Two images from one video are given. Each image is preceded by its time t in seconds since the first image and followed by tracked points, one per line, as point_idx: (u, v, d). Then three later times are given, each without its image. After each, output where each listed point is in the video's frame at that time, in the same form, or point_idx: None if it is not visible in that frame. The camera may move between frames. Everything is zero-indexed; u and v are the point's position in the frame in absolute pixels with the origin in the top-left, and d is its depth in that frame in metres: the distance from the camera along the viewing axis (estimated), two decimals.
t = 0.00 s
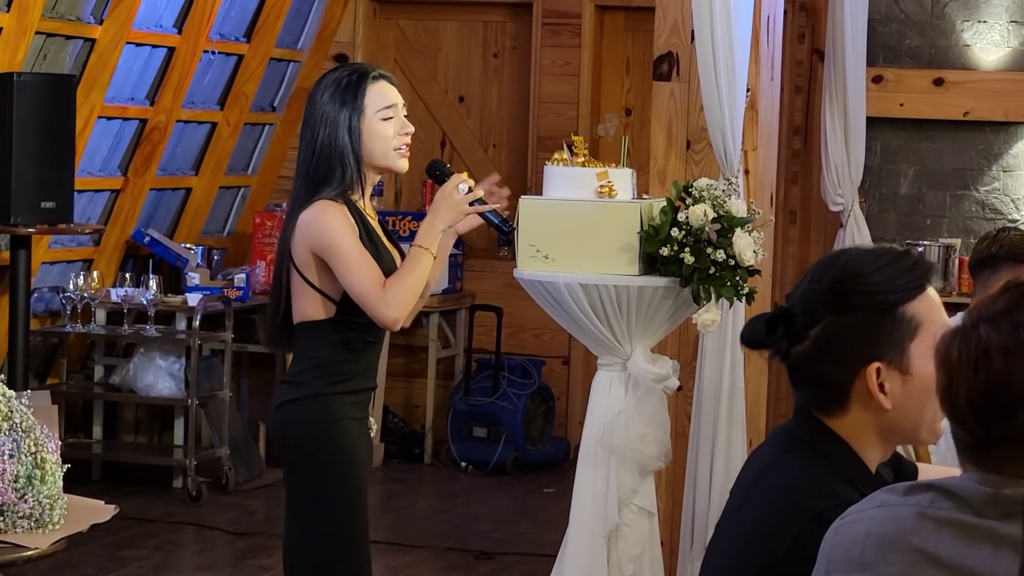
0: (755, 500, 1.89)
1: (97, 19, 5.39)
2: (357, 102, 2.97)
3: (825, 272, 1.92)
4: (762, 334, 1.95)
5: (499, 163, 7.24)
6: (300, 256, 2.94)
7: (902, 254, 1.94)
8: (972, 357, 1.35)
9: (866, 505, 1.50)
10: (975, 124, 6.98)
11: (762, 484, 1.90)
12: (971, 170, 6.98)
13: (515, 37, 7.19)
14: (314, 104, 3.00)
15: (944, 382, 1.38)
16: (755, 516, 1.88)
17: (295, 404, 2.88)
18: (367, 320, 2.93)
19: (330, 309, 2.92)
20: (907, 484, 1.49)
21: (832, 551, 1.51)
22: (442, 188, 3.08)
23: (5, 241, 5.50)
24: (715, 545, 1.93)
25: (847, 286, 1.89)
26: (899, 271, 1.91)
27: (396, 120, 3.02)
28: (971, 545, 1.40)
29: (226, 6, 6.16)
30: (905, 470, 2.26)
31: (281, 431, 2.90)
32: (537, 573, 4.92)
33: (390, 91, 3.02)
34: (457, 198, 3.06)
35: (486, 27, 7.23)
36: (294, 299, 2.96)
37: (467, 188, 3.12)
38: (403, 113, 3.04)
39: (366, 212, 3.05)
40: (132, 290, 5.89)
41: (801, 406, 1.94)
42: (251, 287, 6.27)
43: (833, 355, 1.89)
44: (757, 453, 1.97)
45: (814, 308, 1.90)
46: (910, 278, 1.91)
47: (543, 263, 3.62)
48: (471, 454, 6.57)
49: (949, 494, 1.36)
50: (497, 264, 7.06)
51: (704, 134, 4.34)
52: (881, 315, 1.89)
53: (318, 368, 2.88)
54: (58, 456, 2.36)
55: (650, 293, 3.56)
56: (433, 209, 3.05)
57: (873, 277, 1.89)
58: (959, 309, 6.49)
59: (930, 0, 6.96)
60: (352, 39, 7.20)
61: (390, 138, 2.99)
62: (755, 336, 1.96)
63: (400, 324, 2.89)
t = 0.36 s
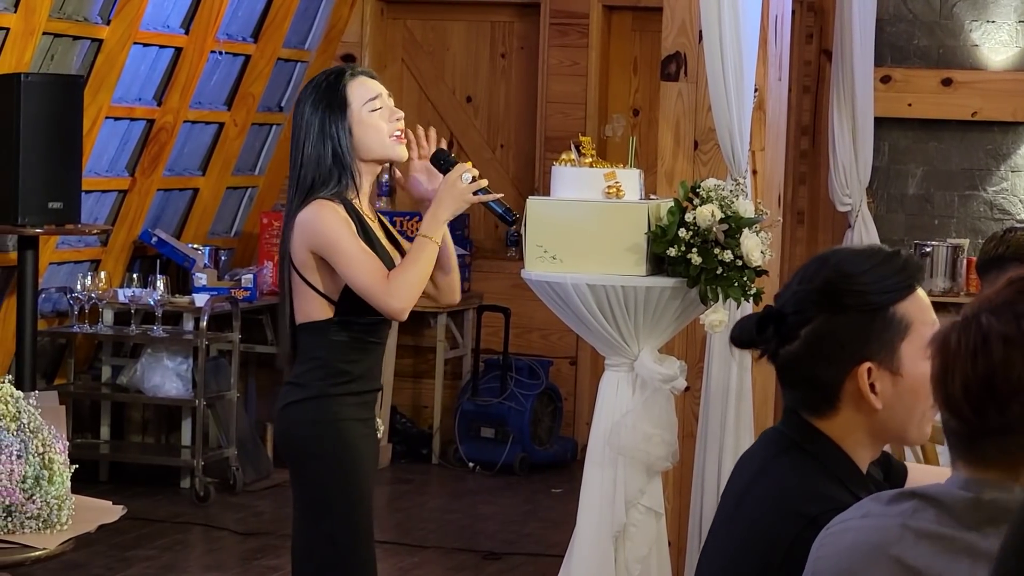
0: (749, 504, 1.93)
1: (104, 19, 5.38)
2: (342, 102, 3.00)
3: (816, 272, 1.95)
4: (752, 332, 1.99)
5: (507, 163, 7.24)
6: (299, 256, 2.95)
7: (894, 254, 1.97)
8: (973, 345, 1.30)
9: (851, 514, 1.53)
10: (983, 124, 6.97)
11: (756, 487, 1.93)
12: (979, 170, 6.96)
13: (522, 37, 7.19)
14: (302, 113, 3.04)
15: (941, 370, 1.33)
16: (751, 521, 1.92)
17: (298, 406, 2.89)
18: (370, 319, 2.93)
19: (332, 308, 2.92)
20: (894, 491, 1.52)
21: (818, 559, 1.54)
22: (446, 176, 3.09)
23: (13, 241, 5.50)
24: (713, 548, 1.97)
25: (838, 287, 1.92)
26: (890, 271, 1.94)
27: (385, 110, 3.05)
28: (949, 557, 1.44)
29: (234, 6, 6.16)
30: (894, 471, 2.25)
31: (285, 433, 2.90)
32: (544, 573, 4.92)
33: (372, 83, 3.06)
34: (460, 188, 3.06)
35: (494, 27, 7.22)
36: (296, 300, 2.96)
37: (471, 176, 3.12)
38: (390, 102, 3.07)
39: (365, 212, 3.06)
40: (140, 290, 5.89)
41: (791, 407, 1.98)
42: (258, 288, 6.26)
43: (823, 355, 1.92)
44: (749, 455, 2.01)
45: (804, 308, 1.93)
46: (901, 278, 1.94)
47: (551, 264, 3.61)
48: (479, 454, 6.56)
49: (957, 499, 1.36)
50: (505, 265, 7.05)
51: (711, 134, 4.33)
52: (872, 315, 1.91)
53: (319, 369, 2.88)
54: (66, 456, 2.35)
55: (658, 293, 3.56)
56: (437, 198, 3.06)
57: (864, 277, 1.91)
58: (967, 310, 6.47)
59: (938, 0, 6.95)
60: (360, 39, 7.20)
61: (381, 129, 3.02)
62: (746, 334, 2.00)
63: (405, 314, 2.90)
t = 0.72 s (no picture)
0: (758, 508, 1.92)
1: (116, 20, 5.39)
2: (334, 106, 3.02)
3: (821, 274, 1.96)
4: (758, 334, 2.00)
5: (518, 165, 7.24)
6: (304, 256, 2.95)
7: (900, 257, 1.99)
8: (973, 347, 1.31)
9: (842, 540, 1.46)
10: (995, 125, 6.95)
11: (764, 491, 1.93)
12: (992, 170, 6.95)
13: (534, 37, 7.19)
14: (298, 120, 3.04)
15: (940, 376, 1.34)
16: (761, 525, 1.91)
17: (308, 407, 2.89)
18: (381, 320, 2.94)
19: (338, 310, 2.93)
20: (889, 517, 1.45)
21: None
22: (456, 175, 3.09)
23: (25, 242, 5.51)
24: (724, 553, 1.96)
25: (843, 288, 1.94)
26: (895, 273, 1.96)
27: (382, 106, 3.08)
28: None
29: (246, 7, 6.17)
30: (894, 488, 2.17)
31: (296, 434, 2.91)
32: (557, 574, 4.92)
33: (362, 81, 3.09)
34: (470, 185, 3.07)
35: (505, 28, 7.22)
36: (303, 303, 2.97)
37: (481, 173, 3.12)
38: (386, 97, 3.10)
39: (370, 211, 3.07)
40: (151, 291, 5.88)
41: (799, 410, 1.98)
42: (269, 289, 6.26)
43: (829, 356, 1.93)
44: (757, 460, 2.00)
45: (810, 309, 1.94)
46: (906, 279, 1.96)
47: (563, 265, 3.61)
48: (490, 454, 6.56)
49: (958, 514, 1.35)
50: (516, 266, 7.06)
51: (723, 135, 4.32)
52: (879, 315, 1.93)
53: (324, 371, 2.89)
54: (78, 457, 2.35)
55: (669, 294, 3.56)
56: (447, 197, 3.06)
57: (869, 279, 1.93)
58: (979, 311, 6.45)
59: (950, 1, 6.94)
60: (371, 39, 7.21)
61: (380, 125, 3.04)
62: (752, 336, 2.01)
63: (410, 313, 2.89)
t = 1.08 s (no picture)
0: (779, 513, 1.92)
1: (131, 25, 5.41)
2: (375, 109, 2.88)
3: (842, 281, 1.97)
4: (781, 338, 2.02)
5: (533, 169, 7.25)
6: (343, 264, 2.91)
7: (919, 264, 1.98)
8: None
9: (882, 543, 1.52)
10: (1012, 128, 6.92)
11: (786, 496, 1.93)
12: (1007, 174, 6.92)
13: (549, 41, 7.19)
14: (340, 114, 2.87)
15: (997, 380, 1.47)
16: (784, 530, 1.91)
17: (326, 412, 2.89)
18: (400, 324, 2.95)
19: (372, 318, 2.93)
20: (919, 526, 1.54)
21: None
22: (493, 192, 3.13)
23: (41, 246, 5.53)
24: (744, 558, 1.96)
25: (864, 292, 1.94)
26: (915, 279, 1.95)
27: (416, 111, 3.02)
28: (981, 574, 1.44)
29: (260, 12, 6.18)
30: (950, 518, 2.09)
31: (313, 440, 2.90)
32: None
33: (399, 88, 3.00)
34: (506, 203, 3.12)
35: (520, 32, 7.22)
36: (332, 308, 2.94)
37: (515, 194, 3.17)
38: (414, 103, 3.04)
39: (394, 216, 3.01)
40: (167, 296, 5.90)
41: (817, 414, 1.98)
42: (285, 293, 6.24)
43: (851, 358, 1.93)
44: (775, 465, 2.00)
45: (831, 313, 1.95)
46: (926, 285, 1.95)
47: (577, 269, 3.60)
48: (506, 458, 6.56)
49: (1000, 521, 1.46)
50: (531, 270, 7.06)
51: (738, 140, 4.32)
52: (902, 318, 1.92)
53: (349, 376, 2.88)
54: (95, 462, 2.32)
55: (684, 299, 3.55)
56: (483, 213, 3.10)
57: (888, 284, 1.93)
58: (994, 315, 6.43)
59: (966, 4, 6.92)
60: (386, 44, 7.23)
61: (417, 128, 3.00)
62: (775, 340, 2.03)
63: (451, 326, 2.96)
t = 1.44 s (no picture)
0: (784, 514, 1.92)
1: (137, 28, 5.43)
2: (391, 111, 2.87)
3: (846, 281, 1.97)
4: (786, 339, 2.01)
5: (538, 170, 7.25)
6: (358, 264, 2.91)
7: (921, 265, 1.98)
8: None
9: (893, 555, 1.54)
10: (1017, 130, 6.91)
11: (791, 497, 1.92)
12: (1012, 175, 6.91)
13: (554, 43, 7.19)
14: (357, 114, 2.87)
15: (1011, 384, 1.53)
16: (789, 531, 1.90)
17: (332, 413, 2.88)
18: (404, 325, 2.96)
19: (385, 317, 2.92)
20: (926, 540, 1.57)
21: None
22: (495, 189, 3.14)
23: (46, 248, 5.54)
24: (748, 562, 1.95)
25: (868, 292, 1.94)
26: (918, 280, 1.95)
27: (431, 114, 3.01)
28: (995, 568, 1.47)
29: (265, 14, 6.19)
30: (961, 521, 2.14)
31: (318, 441, 2.90)
32: None
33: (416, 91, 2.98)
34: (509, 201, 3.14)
35: (525, 34, 7.22)
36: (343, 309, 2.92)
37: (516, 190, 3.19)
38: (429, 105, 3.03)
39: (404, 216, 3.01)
40: (172, 297, 5.90)
41: (821, 415, 1.98)
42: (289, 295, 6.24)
43: (855, 357, 1.93)
44: (778, 468, 1.99)
45: (835, 313, 1.95)
46: (930, 286, 1.95)
47: (581, 270, 3.61)
48: (510, 460, 6.56)
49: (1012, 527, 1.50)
50: (535, 272, 7.05)
51: (742, 141, 4.32)
52: (904, 317, 1.92)
53: (359, 377, 2.88)
54: (100, 463, 2.32)
55: (688, 301, 3.55)
56: (484, 211, 3.11)
57: (892, 284, 1.93)
58: (999, 317, 6.42)
59: (971, 5, 6.91)
60: (391, 46, 7.25)
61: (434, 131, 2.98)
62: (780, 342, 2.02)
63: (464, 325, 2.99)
